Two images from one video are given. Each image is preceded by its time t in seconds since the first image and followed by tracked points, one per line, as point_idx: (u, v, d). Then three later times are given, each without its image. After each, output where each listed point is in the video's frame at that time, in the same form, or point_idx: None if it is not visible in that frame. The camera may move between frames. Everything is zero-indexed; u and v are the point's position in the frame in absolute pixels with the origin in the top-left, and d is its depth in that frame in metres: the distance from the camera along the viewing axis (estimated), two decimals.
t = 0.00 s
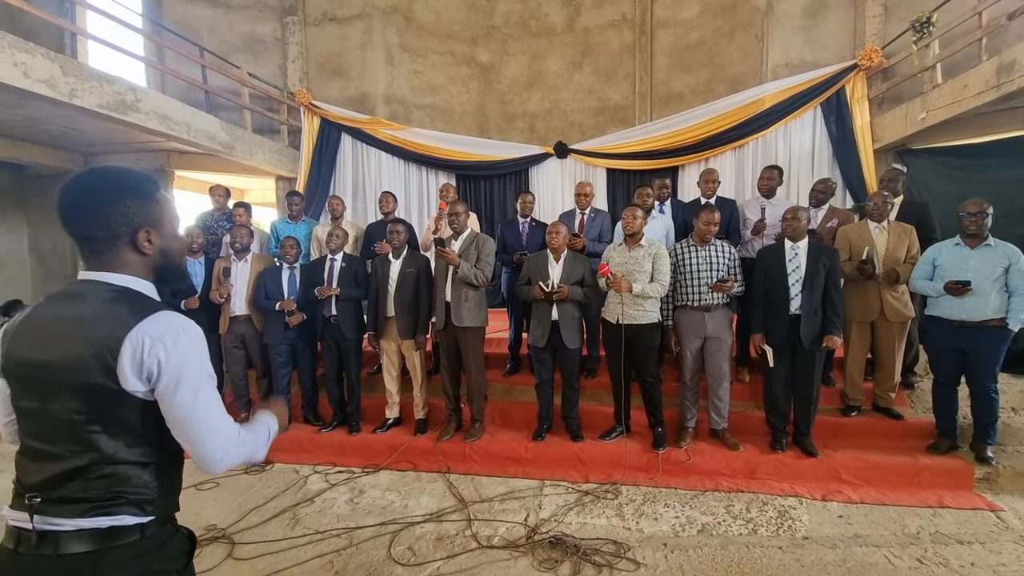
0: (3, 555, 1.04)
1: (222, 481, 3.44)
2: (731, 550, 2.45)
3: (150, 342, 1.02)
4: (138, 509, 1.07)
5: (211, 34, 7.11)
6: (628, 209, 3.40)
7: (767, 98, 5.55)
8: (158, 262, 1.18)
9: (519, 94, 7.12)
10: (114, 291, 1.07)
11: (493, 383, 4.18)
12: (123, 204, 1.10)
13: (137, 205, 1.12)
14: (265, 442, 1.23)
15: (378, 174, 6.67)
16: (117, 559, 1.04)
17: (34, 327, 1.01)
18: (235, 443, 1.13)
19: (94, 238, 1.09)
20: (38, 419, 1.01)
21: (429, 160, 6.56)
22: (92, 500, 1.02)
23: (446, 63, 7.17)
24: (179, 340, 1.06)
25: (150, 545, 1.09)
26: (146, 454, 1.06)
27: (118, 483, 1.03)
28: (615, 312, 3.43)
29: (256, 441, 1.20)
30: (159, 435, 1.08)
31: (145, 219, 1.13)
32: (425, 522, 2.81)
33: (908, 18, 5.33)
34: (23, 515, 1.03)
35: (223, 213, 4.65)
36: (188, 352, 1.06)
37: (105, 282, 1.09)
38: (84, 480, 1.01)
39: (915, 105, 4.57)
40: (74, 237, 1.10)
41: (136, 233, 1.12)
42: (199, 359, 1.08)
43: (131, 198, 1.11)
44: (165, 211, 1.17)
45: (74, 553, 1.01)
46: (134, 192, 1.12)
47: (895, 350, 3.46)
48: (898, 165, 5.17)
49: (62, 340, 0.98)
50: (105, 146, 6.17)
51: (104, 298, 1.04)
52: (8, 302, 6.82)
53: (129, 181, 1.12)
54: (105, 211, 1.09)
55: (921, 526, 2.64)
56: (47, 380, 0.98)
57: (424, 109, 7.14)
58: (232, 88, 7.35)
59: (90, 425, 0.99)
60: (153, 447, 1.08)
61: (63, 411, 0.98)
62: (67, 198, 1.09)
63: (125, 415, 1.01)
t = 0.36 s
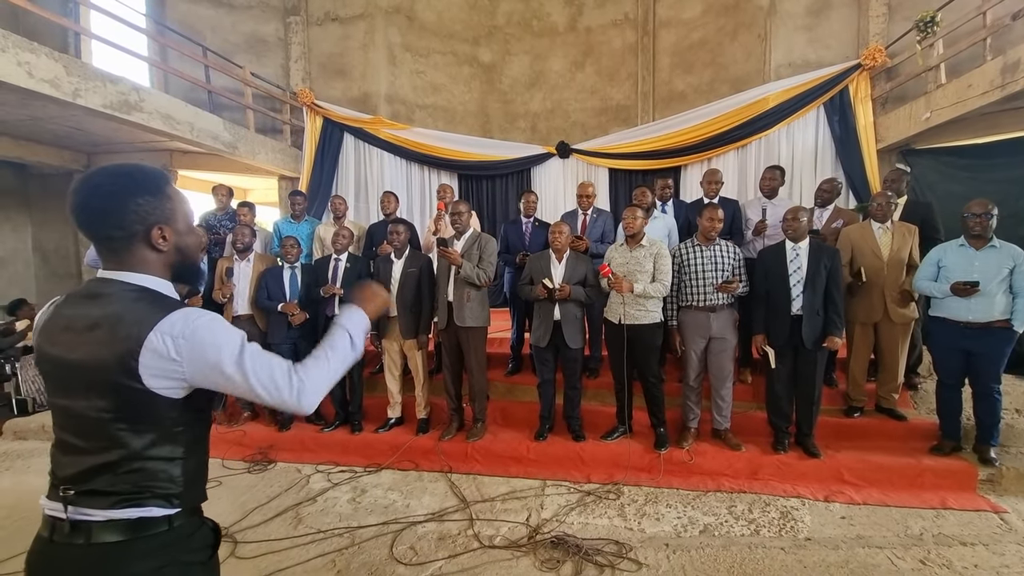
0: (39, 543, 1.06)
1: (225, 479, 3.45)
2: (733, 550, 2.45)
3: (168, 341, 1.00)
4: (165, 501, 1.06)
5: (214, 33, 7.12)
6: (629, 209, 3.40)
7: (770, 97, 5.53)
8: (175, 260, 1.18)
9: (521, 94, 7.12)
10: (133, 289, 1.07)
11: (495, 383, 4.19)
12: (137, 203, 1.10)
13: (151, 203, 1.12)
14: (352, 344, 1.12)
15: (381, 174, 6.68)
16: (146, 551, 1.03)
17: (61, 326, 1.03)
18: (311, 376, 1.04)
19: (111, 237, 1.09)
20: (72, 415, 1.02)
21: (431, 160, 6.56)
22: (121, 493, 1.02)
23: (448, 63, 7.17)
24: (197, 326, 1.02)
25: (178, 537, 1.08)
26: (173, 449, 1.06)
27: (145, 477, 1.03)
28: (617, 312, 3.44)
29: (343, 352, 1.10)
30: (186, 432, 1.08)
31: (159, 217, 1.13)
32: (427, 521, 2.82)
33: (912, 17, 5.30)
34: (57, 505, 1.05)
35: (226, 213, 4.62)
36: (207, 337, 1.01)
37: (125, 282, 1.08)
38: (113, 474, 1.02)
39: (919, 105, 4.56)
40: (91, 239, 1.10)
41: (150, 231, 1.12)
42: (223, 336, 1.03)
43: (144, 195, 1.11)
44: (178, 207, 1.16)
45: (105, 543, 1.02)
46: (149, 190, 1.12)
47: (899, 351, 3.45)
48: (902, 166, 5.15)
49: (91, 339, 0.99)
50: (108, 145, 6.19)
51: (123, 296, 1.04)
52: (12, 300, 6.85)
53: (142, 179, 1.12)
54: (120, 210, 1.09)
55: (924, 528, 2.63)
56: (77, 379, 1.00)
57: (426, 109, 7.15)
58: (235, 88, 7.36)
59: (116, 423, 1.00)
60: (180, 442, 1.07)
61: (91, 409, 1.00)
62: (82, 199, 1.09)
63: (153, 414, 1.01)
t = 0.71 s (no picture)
0: (54, 533, 1.07)
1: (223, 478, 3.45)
2: (731, 551, 2.45)
3: (181, 343, 0.99)
4: (175, 497, 1.06)
5: (214, 32, 7.12)
6: (626, 210, 3.40)
7: (770, 98, 5.54)
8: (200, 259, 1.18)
9: (522, 93, 7.12)
10: (159, 287, 1.07)
11: (494, 382, 4.19)
12: (166, 203, 1.10)
13: (180, 203, 1.12)
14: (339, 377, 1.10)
15: (380, 173, 6.67)
16: (155, 546, 1.03)
17: (87, 320, 1.03)
18: (299, 405, 1.02)
19: (140, 236, 1.10)
20: (93, 407, 1.03)
21: (432, 159, 6.56)
22: (135, 486, 1.02)
23: (449, 62, 7.17)
24: (212, 330, 1.01)
25: (187, 533, 1.08)
26: (187, 446, 1.05)
27: (159, 472, 1.03)
28: (615, 311, 3.45)
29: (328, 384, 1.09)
30: (200, 429, 1.07)
31: (187, 217, 1.13)
32: (425, 521, 2.82)
33: (912, 19, 5.31)
34: (73, 495, 1.06)
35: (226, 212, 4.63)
36: (220, 343, 1.00)
37: (152, 280, 1.09)
38: (128, 467, 1.02)
39: (919, 107, 4.56)
40: (123, 237, 1.12)
41: (177, 230, 1.12)
42: (235, 345, 1.02)
43: (172, 195, 1.11)
44: (206, 207, 1.16)
45: (115, 535, 1.02)
46: (178, 190, 1.12)
47: (897, 352, 3.46)
48: (901, 168, 5.15)
49: (115, 335, 1.00)
50: (108, 143, 6.18)
51: (151, 294, 1.05)
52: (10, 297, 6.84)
53: (172, 179, 1.13)
54: (149, 210, 1.09)
55: (922, 529, 2.64)
56: (100, 373, 1.01)
57: (427, 108, 7.14)
58: (235, 86, 7.36)
59: (134, 417, 1.00)
60: (193, 439, 1.07)
61: (112, 403, 1.00)
62: (115, 199, 1.10)
63: (168, 409, 1.01)
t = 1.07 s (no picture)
0: (75, 527, 1.09)
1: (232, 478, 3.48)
2: (738, 554, 2.43)
3: (207, 348, 1.00)
4: (192, 498, 1.06)
5: (223, 36, 7.19)
6: (630, 211, 3.39)
7: (777, 98, 5.50)
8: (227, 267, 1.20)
9: (528, 94, 7.12)
10: (186, 291, 1.09)
11: (501, 383, 4.20)
12: (194, 206, 1.12)
13: (207, 207, 1.13)
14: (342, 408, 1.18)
15: (387, 175, 6.70)
16: (172, 545, 1.04)
17: (115, 322, 1.05)
18: (315, 424, 1.08)
19: (168, 239, 1.12)
20: (116, 407, 1.05)
21: (438, 161, 6.57)
22: (154, 485, 1.03)
23: (455, 64, 7.19)
24: (237, 339, 1.02)
25: (202, 534, 1.08)
26: (204, 449, 1.06)
27: (177, 473, 1.04)
28: (621, 312, 3.43)
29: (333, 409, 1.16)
30: (219, 432, 1.07)
31: (214, 221, 1.14)
32: (431, 522, 2.82)
33: (921, 17, 5.25)
34: (95, 491, 1.08)
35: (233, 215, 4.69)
36: (248, 352, 1.02)
37: (178, 283, 1.10)
38: (148, 466, 1.03)
39: (929, 105, 4.51)
40: (152, 238, 1.14)
41: (203, 233, 1.13)
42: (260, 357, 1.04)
43: (200, 199, 1.12)
44: (233, 213, 1.17)
45: (133, 533, 1.03)
46: (207, 195, 1.14)
47: (907, 353, 3.42)
48: (911, 167, 5.09)
49: (141, 338, 1.01)
50: (119, 147, 6.26)
51: (179, 296, 1.06)
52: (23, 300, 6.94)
53: (202, 184, 1.14)
54: (177, 213, 1.11)
55: (933, 533, 2.60)
56: (125, 375, 1.02)
57: (433, 110, 7.17)
58: (243, 90, 7.42)
59: (154, 419, 1.01)
60: (212, 442, 1.07)
61: (134, 403, 1.02)
62: (145, 201, 1.12)
63: (185, 412, 1.01)
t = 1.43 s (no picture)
0: (93, 521, 1.11)
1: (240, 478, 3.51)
2: (746, 554, 2.42)
3: (218, 349, 1.00)
4: (201, 501, 1.06)
5: (229, 40, 7.24)
6: (631, 210, 3.37)
7: (783, 95, 5.47)
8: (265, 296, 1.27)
9: (532, 94, 7.11)
10: (202, 291, 1.10)
11: (506, 384, 4.19)
12: (214, 207, 1.13)
13: (226, 208, 1.15)
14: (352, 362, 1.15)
15: (392, 176, 6.71)
16: (180, 547, 1.04)
17: (132, 320, 1.06)
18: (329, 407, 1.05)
19: (187, 239, 1.14)
20: (134, 405, 1.05)
21: (443, 162, 6.58)
22: (165, 486, 1.04)
23: (459, 65, 7.20)
24: (245, 335, 1.02)
25: (210, 537, 1.08)
26: (217, 451, 1.06)
27: (187, 474, 1.04)
28: (625, 312, 3.42)
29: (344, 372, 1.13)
30: (229, 435, 1.07)
31: (232, 222, 1.15)
32: (437, 522, 2.83)
33: (929, 12, 5.20)
34: (112, 488, 1.09)
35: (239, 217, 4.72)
36: (254, 348, 1.01)
37: (193, 283, 1.11)
38: (161, 466, 1.04)
39: (938, 101, 4.46)
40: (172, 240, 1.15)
41: (221, 235, 1.15)
42: (268, 350, 1.03)
43: (219, 200, 1.14)
44: (252, 215, 1.19)
45: (144, 533, 1.04)
46: (226, 197, 1.15)
47: (916, 352, 3.39)
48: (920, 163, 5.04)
49: (157, 337, 1.02)
50: (127, 151, 6.32)
51: (196, 296, 1.07)
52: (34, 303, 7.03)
53: (221, 187, 1.16)
54: (196, 213, 1.13)
55: (944, 533, 2.58)
56: (141, 373, 1.03)
57: (437, 111, 7.18)
58: (249, 93, 7.47)
59: (170, 419, 1.02)
60: (224, 444, 1.07)
61: (152, 403, 1.02)
62: (167, 205, 1.14)
63: (199, 413, 1.01)
